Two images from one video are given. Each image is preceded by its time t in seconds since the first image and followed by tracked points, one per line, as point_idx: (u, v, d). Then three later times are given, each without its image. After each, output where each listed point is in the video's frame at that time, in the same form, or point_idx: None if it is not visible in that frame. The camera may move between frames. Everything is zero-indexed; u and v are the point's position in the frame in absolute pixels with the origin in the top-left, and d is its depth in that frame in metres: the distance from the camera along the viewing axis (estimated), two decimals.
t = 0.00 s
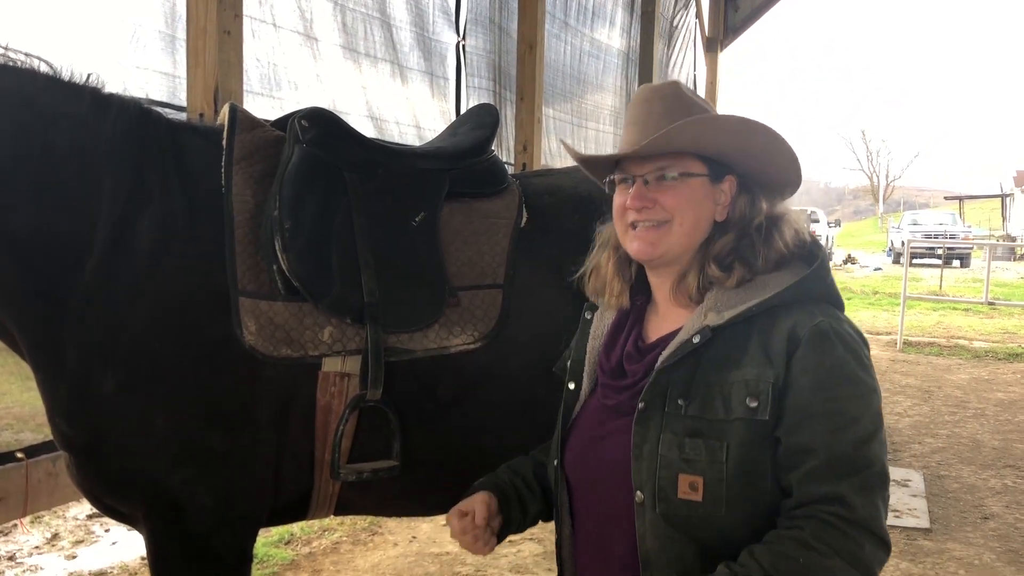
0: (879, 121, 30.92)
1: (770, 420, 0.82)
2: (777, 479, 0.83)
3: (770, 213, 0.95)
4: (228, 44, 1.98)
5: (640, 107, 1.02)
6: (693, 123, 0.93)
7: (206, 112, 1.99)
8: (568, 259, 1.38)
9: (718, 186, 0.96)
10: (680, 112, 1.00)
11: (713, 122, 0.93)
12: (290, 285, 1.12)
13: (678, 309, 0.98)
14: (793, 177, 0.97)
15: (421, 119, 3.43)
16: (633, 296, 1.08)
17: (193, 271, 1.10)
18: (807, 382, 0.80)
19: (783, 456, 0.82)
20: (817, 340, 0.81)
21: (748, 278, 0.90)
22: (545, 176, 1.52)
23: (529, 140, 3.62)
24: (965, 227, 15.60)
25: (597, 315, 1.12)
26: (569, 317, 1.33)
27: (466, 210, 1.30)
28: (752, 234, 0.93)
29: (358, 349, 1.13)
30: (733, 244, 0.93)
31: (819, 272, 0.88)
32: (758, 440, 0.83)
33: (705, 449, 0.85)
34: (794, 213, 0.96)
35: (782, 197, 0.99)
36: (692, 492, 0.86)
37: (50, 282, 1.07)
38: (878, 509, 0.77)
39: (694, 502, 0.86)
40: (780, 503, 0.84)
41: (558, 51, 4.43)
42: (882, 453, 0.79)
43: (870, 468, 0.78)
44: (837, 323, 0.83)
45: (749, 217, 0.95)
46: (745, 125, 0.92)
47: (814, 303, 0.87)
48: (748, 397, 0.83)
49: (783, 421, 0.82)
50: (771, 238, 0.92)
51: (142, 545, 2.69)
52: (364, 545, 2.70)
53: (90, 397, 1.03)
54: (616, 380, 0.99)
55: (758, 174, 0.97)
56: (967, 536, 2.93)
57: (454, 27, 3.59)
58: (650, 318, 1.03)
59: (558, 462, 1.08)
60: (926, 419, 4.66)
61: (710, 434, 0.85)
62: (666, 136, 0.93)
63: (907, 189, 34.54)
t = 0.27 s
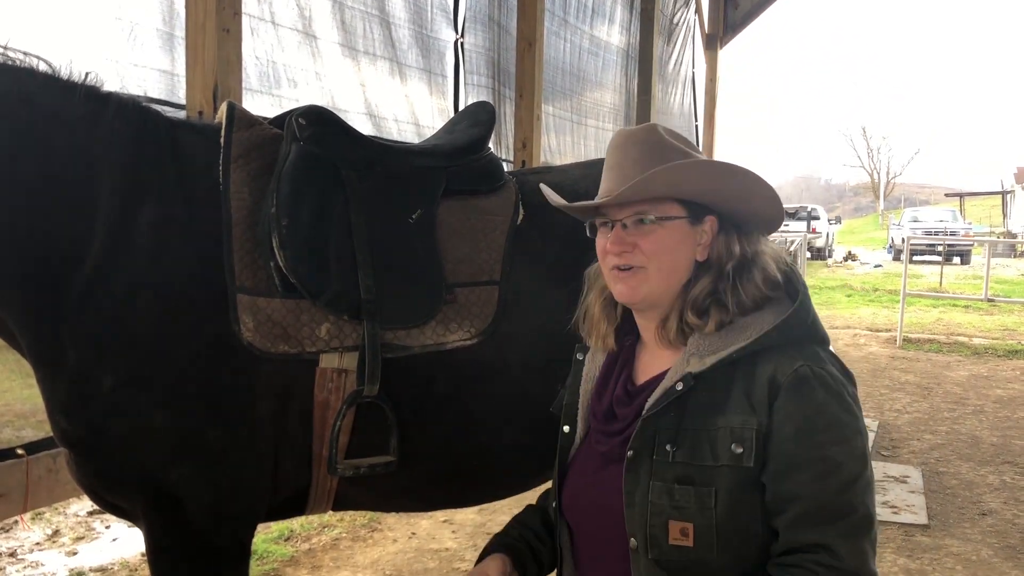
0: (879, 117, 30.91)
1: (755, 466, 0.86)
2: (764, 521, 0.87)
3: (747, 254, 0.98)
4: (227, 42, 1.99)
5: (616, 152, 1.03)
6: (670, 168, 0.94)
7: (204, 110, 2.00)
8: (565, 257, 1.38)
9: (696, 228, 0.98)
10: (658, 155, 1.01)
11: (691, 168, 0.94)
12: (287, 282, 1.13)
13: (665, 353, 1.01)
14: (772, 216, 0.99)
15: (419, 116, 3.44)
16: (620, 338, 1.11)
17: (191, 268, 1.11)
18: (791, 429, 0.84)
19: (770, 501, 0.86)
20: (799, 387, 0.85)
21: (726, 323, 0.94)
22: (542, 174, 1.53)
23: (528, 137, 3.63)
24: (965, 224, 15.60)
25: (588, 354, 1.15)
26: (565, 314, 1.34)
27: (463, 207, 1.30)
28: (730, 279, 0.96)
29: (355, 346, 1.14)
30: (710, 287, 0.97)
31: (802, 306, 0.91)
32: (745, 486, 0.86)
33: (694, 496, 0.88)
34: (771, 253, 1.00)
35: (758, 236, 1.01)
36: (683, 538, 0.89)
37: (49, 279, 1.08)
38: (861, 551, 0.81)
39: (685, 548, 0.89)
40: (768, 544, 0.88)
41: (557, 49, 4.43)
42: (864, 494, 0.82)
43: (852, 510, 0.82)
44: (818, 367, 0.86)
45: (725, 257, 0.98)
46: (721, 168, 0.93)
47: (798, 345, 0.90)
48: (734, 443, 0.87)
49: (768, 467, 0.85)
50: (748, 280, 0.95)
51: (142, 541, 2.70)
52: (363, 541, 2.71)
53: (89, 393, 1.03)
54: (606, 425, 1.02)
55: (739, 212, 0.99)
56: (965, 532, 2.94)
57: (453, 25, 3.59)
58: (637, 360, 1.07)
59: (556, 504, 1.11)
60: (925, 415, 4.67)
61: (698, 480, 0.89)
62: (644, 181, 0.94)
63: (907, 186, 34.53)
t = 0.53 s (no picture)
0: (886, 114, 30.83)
1: (746, 366, 0.86)
2: (752, 426, 0.87)
3: (760, 175, 0.98)
4: (230, 40, 2.00)
5: (638, 70, 1.05)
6: (693, 84, 0.96)
7: (207, 108, 2.02)
8: (561, 252, 1.40)
9: (711, 147, 0.99)
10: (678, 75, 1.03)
11: (716, 82, 0.96)
12: (285, 278, 1.15)
13: (665, 266, 1.01)
14: (783, 136, 1.00)
15: (422, 113, 3.45)
16: (624, 254, 1.11)
17: (190, 263, 1.12)
18: (781, 330, 0.84)
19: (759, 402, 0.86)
20: (793, 290, 0.85)
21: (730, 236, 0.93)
22: (539, 170, 1.54)
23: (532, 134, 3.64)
24: (971, 221, 15.56)
25: (591, 274, 1.15)
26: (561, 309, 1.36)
27: (460, 204, 1.32)
28: (739, 194, 0.96)
29: (353, 341, 1.16)
30: (719, 202, 0.97)
31: (799, 229, 0.91)
32: (734, 386, 0.87)
33: (683, 396, 0.89)
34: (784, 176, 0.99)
35: (771, 162, 1.02)
36: (671, 438, 0.89)
37: (51, 275, 1.10)
38: (846, 452, 0.81)
39: (672, 448, 0.89)
40: (756, 448, 0.88)
41: (561, 46, 4.44)
42: (854, 400, 0.82)
43: (841, 413, 0.81)
44: (814, 276, 0.86)
45: (738, 177, 0.98)
46: (743, 89, 0.95)
47: (791, 256, 0.90)
48: (726, 345, 0.87)
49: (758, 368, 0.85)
50: (755, 195, 0.95)
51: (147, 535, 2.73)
52: (366, 536, 2.73)
53: (89, 386, 1.05)
54: (604, 332, 1.02)
55: (751, 136, 1.00)
56: (965, 528, 2.95)
57: (456, 22, 3.60)
58: (638, 274, 1.07)
59: (547, 413, 1.11)
60: (928, 412, 4.68)
61: (689, 381, 0.89)
62: (668, 94, 0.96)
63: (914, 183, 34.45)
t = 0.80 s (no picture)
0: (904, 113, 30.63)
1: (741, 356, 0.88)
2: (745, 414, 0.89)
3: (761, 170, 1.01)
4: (242, 40, 2.03)
5: (650, 61, 1.06)
6: (715, 79, 0.97)
7: (220, 106, 2.05)
8: (563, 249, 1.42)
9: (717, 142, 1.01)
10: (689, 70, 1.04)
11: (736, 79, 0.97)
12: (289, 275, 1.18)
13: (665, 256, 1.03)
14: (782, 133, 1.04)
15: (434, 112, 3.48)
16: (623, 246, 1.13)
17: (197, 261, 1.15)
18: (776, 320, 0.85)
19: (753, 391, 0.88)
20: (789, 282, 0.86)
21: (732, 227, 0.95)
22: (543, 169, 1.56)
23: (543, 133, 3.66)
24: (988, 221, 15.45)
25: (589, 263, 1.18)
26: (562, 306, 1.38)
27: (462, 203, 1.34)
28: (742, 187, 0.98)
29: (355, 336, 1.18)
30: (722, 195, 0.99)
31: (795, 224, 0.94)
32: (729, 375, 0.88)
33: (680, 384, 0.90)
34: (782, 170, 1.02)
35: (768, 158, 1.05)
36: (666, 424, 0.91)
37: (63, 272, 1.13)
38: (837, 442, 0.82)
39: (667, 435, 0.91)
40: (749, 436, 0.89)
41: (573, 45, 4.46)
42: (846, 391, 0.83)
43: (834, 404, 0.82)
44: (810, 270, 0.87)
45: (742, 172, 1.01)
46: (759, 88, 0.98)
47: (786, 250, 0.92)
48: (723, 334, 0.89)
49: (753, 357, 0.87)
50: (757, 189, 0.97)
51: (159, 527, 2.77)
52: (375, 530, 2.76)
53: (98, 379, 1.08)
54: (602, 321, 1.04)
55: (755, 132, 1.03)
56: (973, 528, 2.95)
57: (469, 22, 3.62)
58: (637, 266, 1.09)
59: (543, 401, 1.13)
60: (940, 413, 4.66)
61: (685, 369, 0.91)
62: (690, 88, 0.97)
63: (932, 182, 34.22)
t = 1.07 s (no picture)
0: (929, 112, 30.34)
1: (736, 407, 0.87)
2: (742, 464, 0.88)
3: (752, 214, 0.99)
4: (258, 36, 2.06)
5: (644, 112, 1.05)
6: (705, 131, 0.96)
7: (235, 101, 2.07)
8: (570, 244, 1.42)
9: (707, 190, 1.00)
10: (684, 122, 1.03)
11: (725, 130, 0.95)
12: (297, 266, 1.19)
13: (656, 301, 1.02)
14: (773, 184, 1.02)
15: (450, 108, 3.50)
16: (614, 291, 1.13)
17: (208, 250, 1.17)
18: (770, 373, 0.84)
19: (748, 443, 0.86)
20: (781, 332, 0.86)
21: (721, 274, 0.94)
22: (552, 165, 1.57)
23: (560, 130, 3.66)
24: (1013, 221, 15.29)
25: (580, 307, 1.17)
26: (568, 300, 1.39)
27: (469, 196, 1.36)
28: (732, 234, 0.97)
29: (362, 326, 1.20)
30: (709, 242, 0.98)
31: (784, 267, 0.93)
32: (725, 427, 0.87)
33: (675, 437, 0.89)
34: (775, 212, 1.00)
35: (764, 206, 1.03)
36: (664, 478, 0.89)
37: (76, 261, 1.15)
38: (835, 491, 0.81)
39: (666, 488, 0.90)
40: (746, 485, 0.88)
41: (592, 42, 4.46)
42: (841, 438, 0.83)
43: (829, 453, 0.82)
44: (800, 317, 0.87)
45: (732, 219, 0.99)
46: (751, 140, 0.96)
47: (778, 297, 0.91)
48: (716, 387, 0.87)
49: (747, 408, 0.86)
50: (744, 235, 0.96)
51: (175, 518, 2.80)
52: (387, 523, 2.78)
53: (109, 367, 1.10)
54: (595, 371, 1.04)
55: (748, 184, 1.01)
56: (989, 529, 2.93)
57: (487, 19, 3.63)
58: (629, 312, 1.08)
59: (541, 450, 1.12)
60: (959, 413, 4.63)
61: (679, 423, 0.89)
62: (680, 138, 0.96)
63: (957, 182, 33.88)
